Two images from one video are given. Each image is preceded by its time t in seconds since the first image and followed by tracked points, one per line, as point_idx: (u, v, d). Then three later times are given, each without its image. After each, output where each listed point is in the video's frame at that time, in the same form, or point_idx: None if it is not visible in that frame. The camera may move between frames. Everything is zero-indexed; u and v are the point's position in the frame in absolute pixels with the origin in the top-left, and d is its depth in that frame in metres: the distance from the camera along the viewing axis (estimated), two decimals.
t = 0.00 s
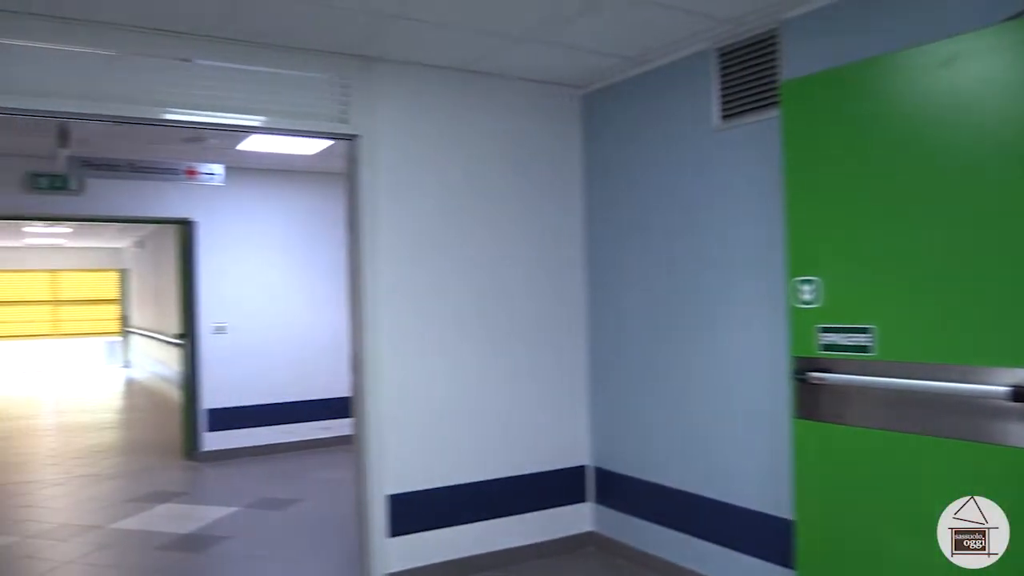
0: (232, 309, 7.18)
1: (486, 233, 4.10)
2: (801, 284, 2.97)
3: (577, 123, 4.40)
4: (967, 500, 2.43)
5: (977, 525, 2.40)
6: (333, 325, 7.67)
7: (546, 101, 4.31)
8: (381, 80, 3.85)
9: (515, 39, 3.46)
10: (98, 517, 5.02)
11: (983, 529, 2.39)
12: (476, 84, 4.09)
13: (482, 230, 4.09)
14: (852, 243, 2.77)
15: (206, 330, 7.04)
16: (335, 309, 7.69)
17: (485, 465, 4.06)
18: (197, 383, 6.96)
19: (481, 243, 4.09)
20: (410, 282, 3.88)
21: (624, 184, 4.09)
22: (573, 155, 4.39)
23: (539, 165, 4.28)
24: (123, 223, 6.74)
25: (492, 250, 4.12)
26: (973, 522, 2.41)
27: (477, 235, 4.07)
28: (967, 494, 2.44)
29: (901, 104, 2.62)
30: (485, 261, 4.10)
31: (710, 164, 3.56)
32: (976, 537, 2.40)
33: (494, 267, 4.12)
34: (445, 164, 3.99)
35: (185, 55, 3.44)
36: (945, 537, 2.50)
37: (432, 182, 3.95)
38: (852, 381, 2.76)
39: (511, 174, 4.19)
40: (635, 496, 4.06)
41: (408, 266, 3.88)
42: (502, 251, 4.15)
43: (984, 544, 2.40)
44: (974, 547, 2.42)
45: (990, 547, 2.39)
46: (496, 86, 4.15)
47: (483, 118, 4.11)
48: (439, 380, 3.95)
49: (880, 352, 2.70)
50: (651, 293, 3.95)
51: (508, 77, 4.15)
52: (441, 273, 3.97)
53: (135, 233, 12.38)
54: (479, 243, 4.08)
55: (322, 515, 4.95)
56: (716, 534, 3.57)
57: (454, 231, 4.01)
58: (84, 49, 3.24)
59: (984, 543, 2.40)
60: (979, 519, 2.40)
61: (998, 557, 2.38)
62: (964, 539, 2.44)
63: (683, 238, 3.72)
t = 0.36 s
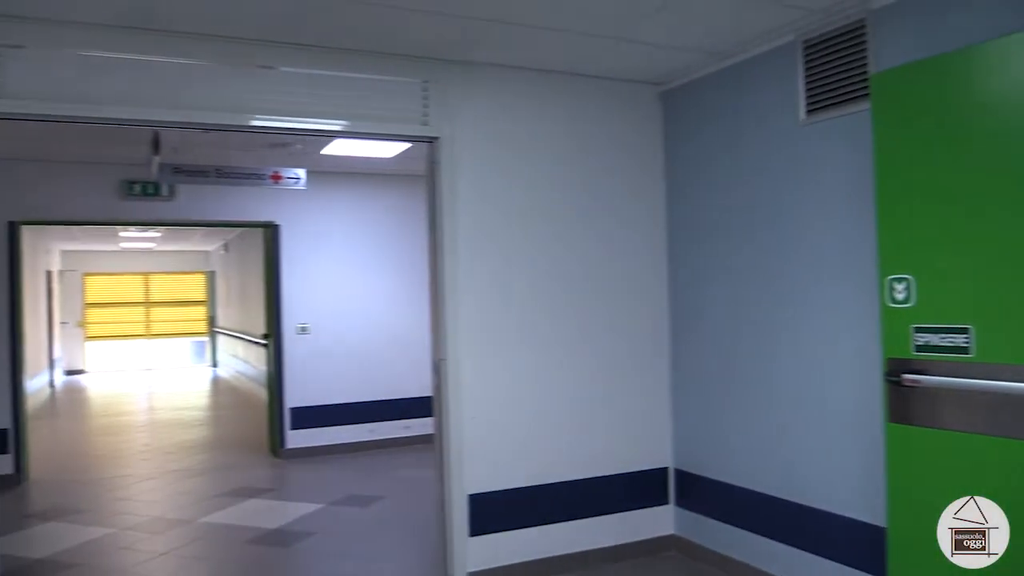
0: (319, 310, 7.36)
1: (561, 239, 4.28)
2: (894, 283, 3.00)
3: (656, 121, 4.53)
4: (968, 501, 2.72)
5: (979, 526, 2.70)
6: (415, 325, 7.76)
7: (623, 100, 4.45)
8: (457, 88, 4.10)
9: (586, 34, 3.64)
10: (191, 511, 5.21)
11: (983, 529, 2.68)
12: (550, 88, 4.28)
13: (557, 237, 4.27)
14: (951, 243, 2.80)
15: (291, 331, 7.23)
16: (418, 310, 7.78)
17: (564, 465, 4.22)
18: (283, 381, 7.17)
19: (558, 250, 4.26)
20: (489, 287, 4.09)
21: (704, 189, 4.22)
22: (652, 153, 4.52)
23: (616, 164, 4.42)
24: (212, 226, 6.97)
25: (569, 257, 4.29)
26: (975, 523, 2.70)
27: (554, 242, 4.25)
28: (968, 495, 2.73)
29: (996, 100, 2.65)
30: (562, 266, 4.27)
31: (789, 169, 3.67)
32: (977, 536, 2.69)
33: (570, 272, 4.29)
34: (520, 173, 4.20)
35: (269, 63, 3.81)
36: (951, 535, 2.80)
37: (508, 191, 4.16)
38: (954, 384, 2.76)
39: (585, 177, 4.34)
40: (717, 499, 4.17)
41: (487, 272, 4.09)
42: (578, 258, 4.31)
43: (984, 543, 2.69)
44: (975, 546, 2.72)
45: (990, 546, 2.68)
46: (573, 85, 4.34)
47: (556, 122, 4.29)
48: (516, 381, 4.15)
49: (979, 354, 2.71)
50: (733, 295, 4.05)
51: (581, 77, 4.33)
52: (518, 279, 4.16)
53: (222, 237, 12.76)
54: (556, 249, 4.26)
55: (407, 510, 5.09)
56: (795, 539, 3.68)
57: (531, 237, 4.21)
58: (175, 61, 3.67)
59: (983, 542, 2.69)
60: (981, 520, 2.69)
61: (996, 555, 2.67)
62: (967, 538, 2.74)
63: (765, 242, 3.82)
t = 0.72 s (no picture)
0: (380, 312, 7.44)
1: (621, 239, 4.25)
2: (968, 282, 2.93)
3: (718, 118, 4.47)
4: (968, 501, 2.84)
5: (978, 526, 2.82)
6: (474, 327, 7.80)
7: (683, 96, 4.41)
8: (517, 89, 4.12)
9: (640, 32, 3.65)
10: (255, 508, 5.31)
11: (982, 529, 2.81)
12: (608, 87, 4.26)
13: (616, 237, 4.24)
14: None
15: (352, 332, 7.32)
16: (477, 312, 7.82)
17: (624, 467, 4.20)
18: (344, 382, 7.27)
19: (617, 250, 4.24)
20: (547, 288, 4.09)
21: (767, 187, 4.16)
22: (714, 150, 4.46)
23: (677, 162, 4.38)
24: (275, 230, 7.10)
25: (629, 257, 4.26)
26: (974, 523, 2.82)
27: (613, 242, 4.23)
28: (968, 497, 2.85)
29: None
30: (622, 267, 4.24)
31: (858, 166, 3.59)
32: (977, 536, 2.80)
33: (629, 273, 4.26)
34: (579, 174, 4.19)
35: (330, 68, 3.91)
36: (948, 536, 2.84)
37: (566, 191, 4.16)
38: None
39: (644, 177, 4.31)
40: (780, 504, 4.10)
41: (545, 274, 4.09)
42: (638, 259, 4.28)
43: (983, 544, 2.80)
44: (975, 546, 2.81)
45: (990, 546, 2.80)
46: (635, 84, 4.31)
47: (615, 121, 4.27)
48: (576, 382, 4.13)
49: None
50: (797, 295, 3.97)
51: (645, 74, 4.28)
52: (577, 280, 4.15)
53: (286, 240, 12.98)
54: (616, 249, 4.24)
55: (466, 510, 5.11)
56: (862, 546, 3.59)
57: (591, 237, 4.19)
58: (236, 68, 3.79)
59: (983, 542, 2.80)
60: (980, 521, 2.82)
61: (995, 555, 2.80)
62: (966, 539, 2.82)
63: (833, 240, 3.74)
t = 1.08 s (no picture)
0: (416, 315, 7.47)
1: (658, 242, 4.23)
2: (1015, 284, 2.87)
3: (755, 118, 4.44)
4: (969, 503, 3.23)
5: (978, 527, 3.20)
6: (509, 330, 7.80)
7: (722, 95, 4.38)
8: (554, 92, 4.14)
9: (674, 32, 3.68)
10: (292, 509, 5.36)
11: (982, 529, 3.19)
12: (646, 88, 4.26)
13: (653, 240, 4.22)
14: None
15: (388, 334, 7.37)
16: (512, 314, 7.82)
17: (661, 471, 4.18)
18: (381, 383, 7.32)
19: (653, 253, 4.22)
20: (584, 292, 4.09)
21: (806, 188, 4.11)
22: (754, 150, 4.42)
23: (715, 163, 4.35)
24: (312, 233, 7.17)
25: (666, 261, 4.24)
26: (974, 524, 3.21)
27: (650, 245, 4.22)
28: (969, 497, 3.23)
29: None
30: (659, 270, 4.23)
31: (901, 166, 3.53)
32: (978, 536, 3.19)
33: (666, 275, 4.24)
34: (616, 177, 4.19)
35: (367, 73, 3.97)
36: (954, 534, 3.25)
37: (602, 194, 4.16)
38: None
39: (682, 179, 4.29)
40: (820, 511, 4.05)
41: (582, 277, 4.09)
42: (674, 262, 4.25)
43: (982, 543, 3.19)
44: (975, 545, 3.21)
45: (990, 545, 3.18)
46: (669, 84, 4.30)
47: (652, 122, 4.26)
48: (612, 385, 4.13)
49: None
50: (837, 298, 3.91)
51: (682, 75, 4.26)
52: (614, 282, 4.15)
53: (322, 242, 13.07)
54: (652, 252, 4.22)
55: (502, 513, 5.12)
56: (903, 552, 3.55)
57: (627, 240, 4.19)
58: (274, 74, 3.87)
59: (982, 541, 3.19)
60: (980, 522, 3.20)
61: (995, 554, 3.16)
62: (966, 538, 3.23)
63: (873, 242, 3.68)
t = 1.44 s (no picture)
0: (443, 317, 7.49)
1: (687, 245, 4.22)
2: None
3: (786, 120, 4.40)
4: (969, 503, 3.34)
5: (978, 526, 3.31)
6: (536, 332, 7.78)
7: (752, 95, 4.35)
8: (582, 94, 4.15)
9: (701, 32, 3.69)
10: (318, 508, 5.40)
11: (982, 529, 3.30)
12: (674, 90, 4.25)
13: (681, 243, 4.21)
14: None
15: (415, 335, 7.39)
16: (539, 316, 7.81)
17: (687, 475, 4.17)
18: (407, 385, 7.34)
19: (682, 256, 4.21)
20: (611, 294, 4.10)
21: (837, 191, 4.07)
22: (784, 151, 4.38)
23: (745, 164, 4.32)
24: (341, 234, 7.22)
25: (695, 264, 4.23)
26: (975, 523, 3.32)
27: (678, 248, 4.21)
28: (970, 497, 3.35)
29: None
30: (687, 273, 4.22)
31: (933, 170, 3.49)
32: (978, 535, 3.30)
33: (694, 279, 4.22)
34: (645, 180, 4.18)
35: (396, 74, 4.02)
36: (951, 534, 3.39)
37: (630, 196, 4.16)
38: None
39: (711, 181, 4.27)
40: (849, 518, 4.00)
41: (610, 280, 4.10)
42: (703, 266, 4.24)
43: (982, 544, 3.31)
44: (973, 546, 3.33)
45: (990, 545, 3.29)
46: (699, 86, 4.28)
47: (680, 123, 4.24)
48: (639, 388, 4.13)
49: None
50: (867, 303, 3.87)
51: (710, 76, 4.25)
52: (641, 285, 4.15)
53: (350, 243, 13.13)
54: (680, 255, 4.21)
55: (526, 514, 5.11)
56: (933, 559, 3.51)
57: (655, 243, 4.18)
58: (303, 76, 3.93)
59: (982, 542, 3.31)
60: (981, 521, 3.30)
61: (994, 556, 3.28)
62: (965, 538, 3.34)
63: (905, 246, 3.64)
